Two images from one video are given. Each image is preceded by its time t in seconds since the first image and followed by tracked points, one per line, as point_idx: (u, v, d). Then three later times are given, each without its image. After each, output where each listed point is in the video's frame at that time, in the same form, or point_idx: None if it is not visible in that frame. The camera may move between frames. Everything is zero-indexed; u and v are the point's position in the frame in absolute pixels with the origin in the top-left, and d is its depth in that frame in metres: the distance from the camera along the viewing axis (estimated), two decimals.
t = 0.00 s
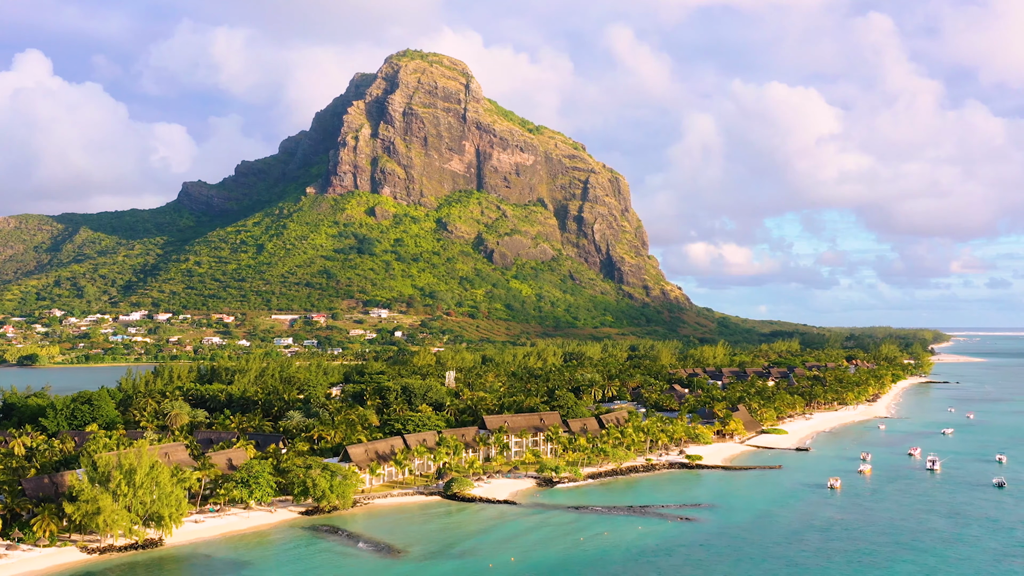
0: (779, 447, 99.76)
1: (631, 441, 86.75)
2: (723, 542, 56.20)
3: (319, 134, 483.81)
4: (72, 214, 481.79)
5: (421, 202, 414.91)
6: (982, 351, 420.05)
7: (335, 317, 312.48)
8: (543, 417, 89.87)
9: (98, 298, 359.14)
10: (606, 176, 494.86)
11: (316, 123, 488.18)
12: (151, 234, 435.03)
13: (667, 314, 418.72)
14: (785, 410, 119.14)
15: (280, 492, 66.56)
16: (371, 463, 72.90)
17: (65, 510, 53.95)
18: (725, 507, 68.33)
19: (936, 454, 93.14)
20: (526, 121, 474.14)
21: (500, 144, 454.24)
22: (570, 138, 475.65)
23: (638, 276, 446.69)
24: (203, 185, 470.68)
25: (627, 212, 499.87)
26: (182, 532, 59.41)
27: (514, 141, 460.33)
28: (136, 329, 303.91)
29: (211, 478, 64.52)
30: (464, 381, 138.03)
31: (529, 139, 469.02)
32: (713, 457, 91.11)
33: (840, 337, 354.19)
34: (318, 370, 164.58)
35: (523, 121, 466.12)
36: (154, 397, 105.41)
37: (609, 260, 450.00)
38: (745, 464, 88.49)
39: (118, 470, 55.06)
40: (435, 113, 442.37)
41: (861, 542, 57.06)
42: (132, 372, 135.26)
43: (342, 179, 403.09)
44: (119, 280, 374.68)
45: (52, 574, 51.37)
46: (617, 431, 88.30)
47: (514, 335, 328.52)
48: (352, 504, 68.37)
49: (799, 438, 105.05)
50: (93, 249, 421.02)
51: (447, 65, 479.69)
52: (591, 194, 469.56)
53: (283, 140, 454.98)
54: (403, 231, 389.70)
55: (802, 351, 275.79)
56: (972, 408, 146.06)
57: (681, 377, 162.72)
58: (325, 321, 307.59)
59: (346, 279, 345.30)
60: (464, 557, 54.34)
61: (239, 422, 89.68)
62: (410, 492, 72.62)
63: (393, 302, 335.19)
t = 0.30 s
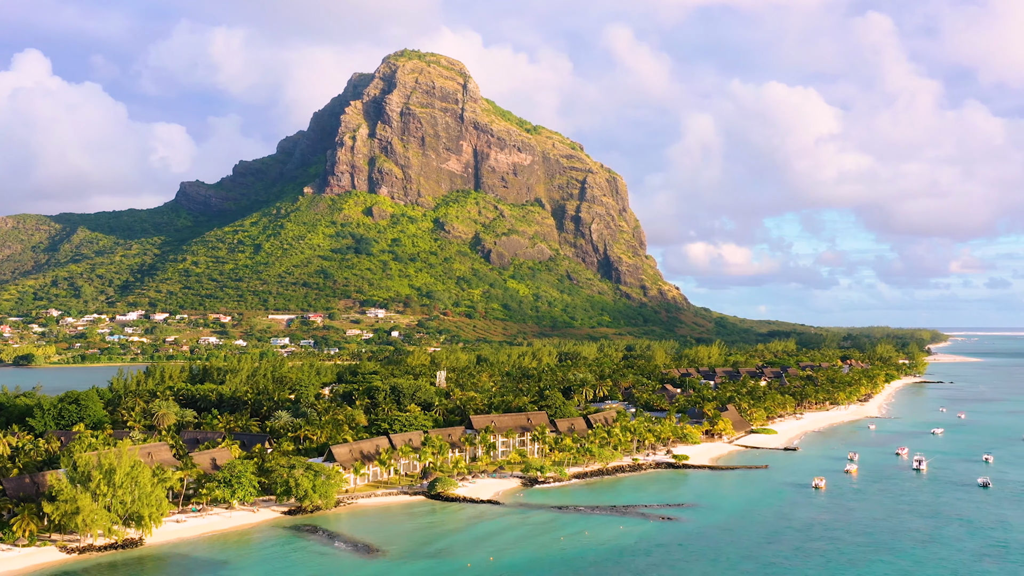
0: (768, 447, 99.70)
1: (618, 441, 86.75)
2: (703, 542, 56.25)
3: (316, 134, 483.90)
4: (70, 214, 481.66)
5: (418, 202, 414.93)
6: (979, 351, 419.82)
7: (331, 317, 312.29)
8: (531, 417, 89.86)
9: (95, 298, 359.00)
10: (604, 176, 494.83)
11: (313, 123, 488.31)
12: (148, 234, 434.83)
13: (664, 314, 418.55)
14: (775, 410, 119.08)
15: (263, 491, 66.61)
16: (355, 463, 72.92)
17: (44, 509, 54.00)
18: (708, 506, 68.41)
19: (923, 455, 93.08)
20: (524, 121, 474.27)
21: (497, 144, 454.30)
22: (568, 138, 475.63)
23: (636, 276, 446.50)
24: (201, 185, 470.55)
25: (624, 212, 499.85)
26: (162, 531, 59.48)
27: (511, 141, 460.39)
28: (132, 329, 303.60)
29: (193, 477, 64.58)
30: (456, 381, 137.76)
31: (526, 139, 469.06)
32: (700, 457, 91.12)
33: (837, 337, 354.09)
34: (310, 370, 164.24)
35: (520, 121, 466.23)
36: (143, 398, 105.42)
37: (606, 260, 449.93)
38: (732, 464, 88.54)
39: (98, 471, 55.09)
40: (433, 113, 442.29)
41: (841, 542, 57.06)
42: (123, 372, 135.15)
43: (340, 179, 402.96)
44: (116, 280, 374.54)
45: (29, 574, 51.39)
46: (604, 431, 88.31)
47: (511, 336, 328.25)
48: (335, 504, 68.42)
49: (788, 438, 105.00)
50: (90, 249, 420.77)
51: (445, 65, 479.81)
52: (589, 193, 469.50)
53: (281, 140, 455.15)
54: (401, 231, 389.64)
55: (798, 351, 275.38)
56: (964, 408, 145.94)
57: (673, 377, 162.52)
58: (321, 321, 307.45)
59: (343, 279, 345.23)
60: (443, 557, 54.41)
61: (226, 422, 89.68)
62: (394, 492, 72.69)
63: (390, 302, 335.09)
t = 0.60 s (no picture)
0: (756, 446, 99.78)
1: (604, 440, 86.84)
2: (681, 542, 56.36)
3: (314, 134, 484.24)
4: (68, 214, 482.09)
5: (415, 202, 415.36)
6: (976, 352, 420.16)
7: (328, 317, 312.44)
8: (518, 417, 89.89)
9: (92, 298, 359.17)
10: (601, 176, 495.21)
11: (311, 123, 488.63)
12: (146, 234, 434.98)
13: (661, 314, 418.79)
14: (765, 410, 119.17)
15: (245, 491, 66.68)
16: (339, 463, 72.94)
17: (23, 509, 54.13)
18: (691, 506, 68.61)
19: (910, 454, 93.14)
20: (521, 121, 474.56)
21: (495, 144, 454.43)
22: (565, 138, 475.83)
23: (633, 276, 446.56)
24: (199, 185, 470.75)
25: (622, 212, 500.23)
26: (143, 531, 59.49)
27: (509, 141, 460.57)
28: (129, 329, 303.51)
29: (175, 477, 64.72)
30: (448, 381, 137.93)
31: (523, 139, 469.28)
32: (688, 457, 91.15)
33: (834, 337, 354.58)
34: (304, 370, 164.40)
35: (517, 121, 466.42)
36: (133, 398, 105.49)
37: (604, 260, 450.20)
38: (719, 464, 88.55)
39: (76, 471, 55.07)
40: (430, 112, 442.43)
41: (821, 541, 57.05)
42: (115, 372, 135.20)
43: (337, 179, 403.03)
44: (113, 280, 374.69)
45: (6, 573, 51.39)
46: (590, 431, 88.43)
47: (508, 336, 328.42)
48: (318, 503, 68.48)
49: (776, 438, 105.06)
50: (88, 249, 420.98)
51: (442, 65, 480.22)
52: (586, 193, 469.61)
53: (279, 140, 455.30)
54: (398, 231, 389.84)
55: (794, 351, 275.70)
56: (956, 408, 146.06)
57: (666, 377, 162.56)
58: (318, 321, 307.59)
59: (341, 279, 345.31)
60: (422, 557, 54.46)
61: (213, 422, 89.77)
62: (378, 492, 72.78)
63: (387, 302, 335.25)
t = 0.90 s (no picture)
0: (744, 446, 99.80)
1: (591, 440, 86.88)
2: (660, 541, 56.37)
3: (312, 134, 484.36)
4: (66, 214, 482.20)
5: (413, 202, 415.50)
6: (973, 351, 420.36)
7: (325, 317, 312.49)
8: (505, 417, 89.89)
9: (89, 298, 359.23)
10: (599, 176, 495.50)
11: (309, 123, 488.71)
12: (144, 234, 435.08)
13: (659, 314, 418.75)
14: (755, 410, 119.18)
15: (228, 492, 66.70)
16: (323, 463, 72.95)
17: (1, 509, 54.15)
18: (674, 506, 68.60)
19: (898, 454, 93.18)
20: (519, 121, 474.75)
21: (493, 144, 454.55)
22: (563, 138, 475.92)
23: (631, 276, 446.42)
24: (197, 185, 470.84)
25: (619, 212, 500.43)
26: (124, 531, 59.54)
27: (507, 141, 460.74)
28: (126, 329, 303.49)
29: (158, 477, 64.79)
30: (440, 381, 137.99)
31: (521, 139, 469.48)
32: (675, 457, 91.16)
33: (831, 337, 354.60)
34: (297, 370, 164.18)
35: (515, 121, 466.63)
36: (123, 399, 105.35)
37: (601, 261, 450.28)
38: (706, 464, 88.63)
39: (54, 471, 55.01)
40: (428, 112, 442.44)
41: (800, 541, 57.05)
42: (106, 372, 135.18)
43: (335, 179, 402.90)
44: (110, 280, 374.78)
45: None
46: (577, 432, 88.42)
47: (505, 336, 328.38)
48: (301, 503, 68.42)
49: (765, 438, 105.05)
50: (86, 249, 420.96)
51: (440, 65, 480.37)
52: (584, 193, 469.59)
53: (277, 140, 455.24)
54: (395, 231, 389.91)
55: (790, 351, 275.78)
56: (948, 409, 146.08)
57: (659, 377, 162.45)
58: (315, 321, 307.70)
59: (338, 279, 345.32)
60: (400, 556, 54.54)
61: (200, 422, 89.84)
62: (361, 491, 72.78)
63: (384, 302, 335.23)
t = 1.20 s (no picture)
0: (732, 446, 99.83)
1: (577, 440, 86.91)
2: (639, 541, 56.36)
3: (310, 134, 484.53)
4: (64, 214, 482.25)
5: (410, 202, 415.42)
6: (971, 352, 420.13)
7: (322, 317, 312.43)
8: (491, 417, 89.93)
9: (87, 298, 359.21)
10: (596, 176, 495.71)
11: (307, 123, 488.86)
12: (141, 234, 435.17)
13: (656, 314, 418.63)
14: (745, 410, 119.18)
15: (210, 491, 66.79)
16: (307, 463, 72.99)
17: None
18: (656, 506, 68.61)
19: (885, 454, 93.12)
20: (517, 121, 474.76)
21: (490, 144, 454.63)
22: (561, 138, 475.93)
23: (628, 276, 446.30)
24: (195, 185, 470.86)
25: (617, 212, 500.61)
26: (104, 530, 59.65)
27: (504, 141, 460.82)
28: (123, 329, 303.33)
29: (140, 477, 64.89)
30: (432, 381, 137.96)
31: (519, 139, 469.57)
32: (662, 457, 91.18)
33: (828, 337, 354.48)
34: (290, 370, 164.03)
35: (513, 121, 466.67)
36: (112, 399, 105.46)
37: (599, 261, 450.20)
38: (692, 464, 88.66)
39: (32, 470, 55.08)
40: (426, 113, 442.65)
41: (779, 541, 57.01)
42: (98, 372, 135.14)
43: (332, 179, 403.04)
44: (108, 280, 374.85)
45: None
46: (564, 432, 88.44)
47: (502, 336, 328.29)
48: (283, 503, 68.51)
49: (754, 438, 105.07)
50: (84, 249, 420.98)
51: (438, 65, 480.41)
52: (581, 194, 469.76)
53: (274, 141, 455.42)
54: (393, 231, 389.96)
55: (787, 351, 275.67)
56: (939, 409, 146.10)
57: (651, 377, 162.27)
58: (312, 321, 307.61)
59: (335, 279, 345.23)
60: (377, 555, 54.66)
61: (187, 422, 89.94)
62: (345, 491, 72.82)
63: (381, 302, 335.19)
